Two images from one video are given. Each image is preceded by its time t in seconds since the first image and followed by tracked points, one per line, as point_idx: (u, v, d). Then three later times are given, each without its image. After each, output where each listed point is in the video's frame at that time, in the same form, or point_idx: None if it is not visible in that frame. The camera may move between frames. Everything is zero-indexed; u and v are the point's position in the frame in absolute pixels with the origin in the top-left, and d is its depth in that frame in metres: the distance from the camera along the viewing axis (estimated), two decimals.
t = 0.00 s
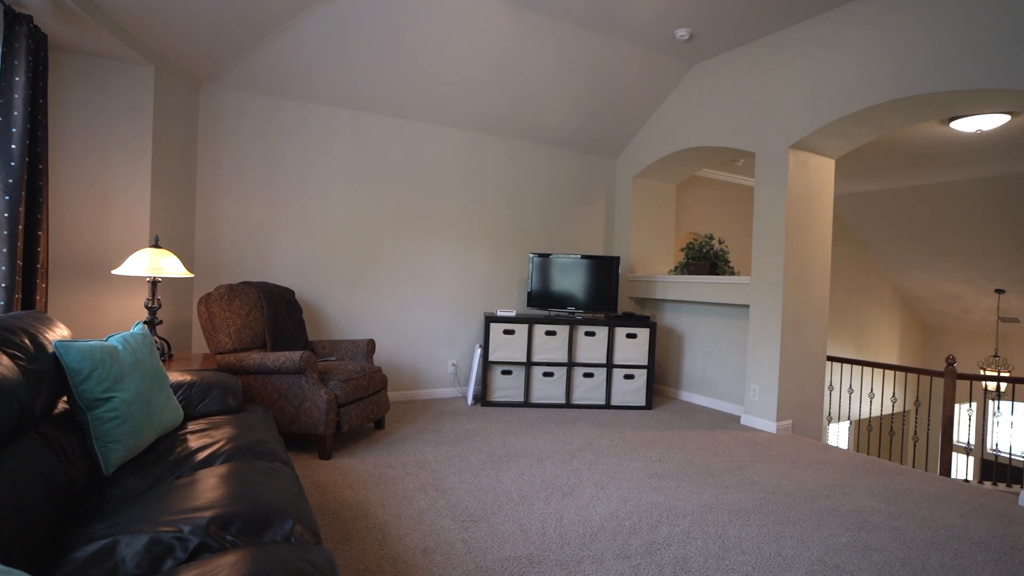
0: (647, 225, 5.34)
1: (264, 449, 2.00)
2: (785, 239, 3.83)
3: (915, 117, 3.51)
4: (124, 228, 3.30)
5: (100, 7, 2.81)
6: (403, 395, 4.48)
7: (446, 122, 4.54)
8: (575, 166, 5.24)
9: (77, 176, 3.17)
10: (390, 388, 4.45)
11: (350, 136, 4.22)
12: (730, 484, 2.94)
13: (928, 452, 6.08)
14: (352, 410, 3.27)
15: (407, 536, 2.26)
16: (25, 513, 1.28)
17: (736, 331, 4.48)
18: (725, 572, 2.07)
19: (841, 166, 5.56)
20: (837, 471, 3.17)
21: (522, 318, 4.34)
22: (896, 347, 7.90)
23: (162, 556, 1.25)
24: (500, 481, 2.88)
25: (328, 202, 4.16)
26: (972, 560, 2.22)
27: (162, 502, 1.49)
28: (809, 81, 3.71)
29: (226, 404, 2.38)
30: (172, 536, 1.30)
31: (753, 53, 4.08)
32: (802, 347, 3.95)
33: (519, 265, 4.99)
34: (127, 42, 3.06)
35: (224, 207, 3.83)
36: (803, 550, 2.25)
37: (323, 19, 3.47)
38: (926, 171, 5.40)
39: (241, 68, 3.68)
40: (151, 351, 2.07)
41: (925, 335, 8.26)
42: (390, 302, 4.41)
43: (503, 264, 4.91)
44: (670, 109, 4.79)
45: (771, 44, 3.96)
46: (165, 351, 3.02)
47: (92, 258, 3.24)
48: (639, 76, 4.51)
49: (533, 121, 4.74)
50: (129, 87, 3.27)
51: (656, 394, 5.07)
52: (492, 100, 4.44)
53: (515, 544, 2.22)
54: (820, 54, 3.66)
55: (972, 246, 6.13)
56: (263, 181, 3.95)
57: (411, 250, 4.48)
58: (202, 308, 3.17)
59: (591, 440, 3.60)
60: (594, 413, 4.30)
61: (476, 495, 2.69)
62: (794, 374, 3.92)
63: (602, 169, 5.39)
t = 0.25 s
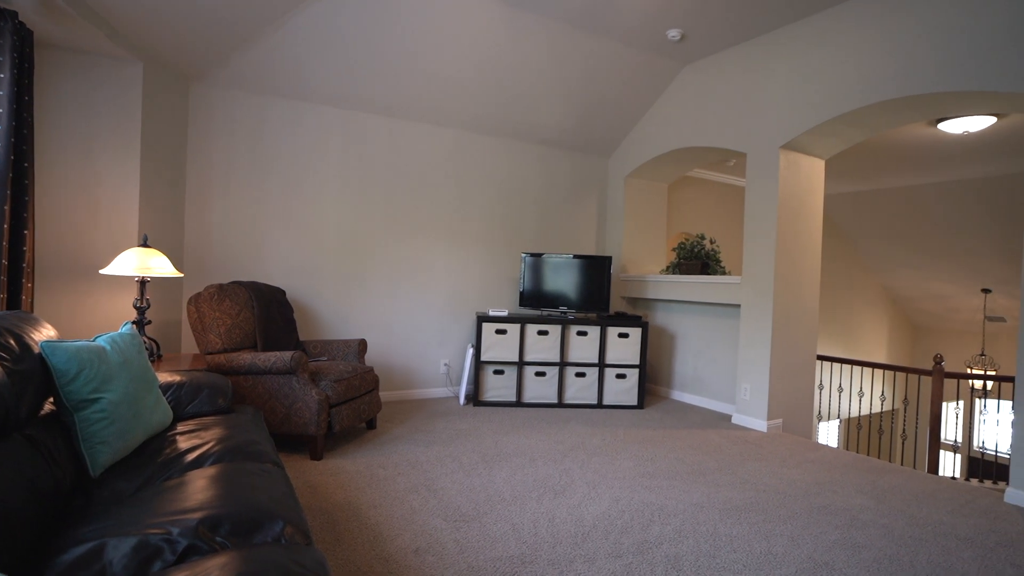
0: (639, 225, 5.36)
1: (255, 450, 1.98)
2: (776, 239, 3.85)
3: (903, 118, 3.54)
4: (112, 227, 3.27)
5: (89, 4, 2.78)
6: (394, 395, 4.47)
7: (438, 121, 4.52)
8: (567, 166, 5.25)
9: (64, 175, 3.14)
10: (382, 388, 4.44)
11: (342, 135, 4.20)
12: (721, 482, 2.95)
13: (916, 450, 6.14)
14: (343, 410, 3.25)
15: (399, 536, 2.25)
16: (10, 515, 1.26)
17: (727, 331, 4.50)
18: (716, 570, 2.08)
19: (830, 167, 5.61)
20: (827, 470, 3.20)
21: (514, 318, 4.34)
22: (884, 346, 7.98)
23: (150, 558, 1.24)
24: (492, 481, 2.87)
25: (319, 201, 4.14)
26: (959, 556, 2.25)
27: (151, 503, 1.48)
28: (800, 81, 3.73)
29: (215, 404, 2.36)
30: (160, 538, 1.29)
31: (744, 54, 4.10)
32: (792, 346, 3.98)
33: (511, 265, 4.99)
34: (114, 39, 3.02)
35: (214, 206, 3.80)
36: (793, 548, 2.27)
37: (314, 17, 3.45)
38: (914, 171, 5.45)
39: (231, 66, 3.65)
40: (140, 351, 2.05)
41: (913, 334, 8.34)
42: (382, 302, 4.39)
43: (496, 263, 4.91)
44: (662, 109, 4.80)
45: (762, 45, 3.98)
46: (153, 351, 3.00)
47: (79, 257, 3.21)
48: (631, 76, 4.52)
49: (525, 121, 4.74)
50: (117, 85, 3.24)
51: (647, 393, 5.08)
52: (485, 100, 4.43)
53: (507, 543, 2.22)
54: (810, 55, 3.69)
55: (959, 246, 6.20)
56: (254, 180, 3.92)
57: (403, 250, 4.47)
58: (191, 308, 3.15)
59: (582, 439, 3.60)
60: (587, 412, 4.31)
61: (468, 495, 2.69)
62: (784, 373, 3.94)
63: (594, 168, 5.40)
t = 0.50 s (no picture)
0: (632, 225, 5.37)
1: (246, 451, 1.97)
2: (767, 239, 3.87)
3: (893, 119, 3.57)
4: (101, 226, 3.23)
5: None
6: (387, 395, 4.45)
7: (431, 120, 4.51)
8: (560, 166, 5.25)
9: (52, 173, 3.10)
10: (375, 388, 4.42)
11: (334, 134, 4.19)
12: (713, 481, 2.96)
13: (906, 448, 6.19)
14: (336, 410, 3.24)
15: (392, 537, 2.24)
16: None
17: (719, 330, 4.52)
18: (709, 568, 2.08)
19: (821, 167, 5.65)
20: (818, 468, 3.22)
21: (507, 318, 4.34)
22: (874, 345, 8.04)
23: (140, 560, 1.23)
24: (486, 480, 2.87)
25: (312, 201, 4.12)
26: (947, 553, 2.27)
27: (141, 505, 1.47)
28: (791, 83, 3.76)
29: (206, 405, 2.34)
30: (150, 540, 1.28)
31: (736, 55, 4.12)
32: (784, 345, 4.00)
33: (504, 265, 4.99)
34: (103, 36, 2.99)
35: (205, 205, 3.77)
36: (785, 546, 2.28)
37: (306, 15, 3.44)
38: (904, 172, 5.50)
39: (222, 64, 3.63)
40: (129, 351, 2.03)
41: (902, 334, 8.42)
42: (375, 302, 4.38)
43: (489, 263, 4.90)
44: (655, 110, 4.82)
45: (754, 46, 4.00)
46: (143, 351, 2.97)
47: (67, 256, 3.17)
48: (624, 76, 4.53)
49: (519, 120, 4.74)
50: (106, 82, 3.21)
51: (640, 393, 5.10)
52: (478, 99, 4.43)
53: (500, 543, 2.22)
54: (802, 56, 3.71)
55: (948, 247, 6.26)
56: (245, 179, 3.89)
57: (396, 250, 4.46)
58: (182, 308, 3.12)
59: (575, 439, 3.61)
60: (580, 411, 4.32)
61: (461, 495, 2.69)
62: (776, 372, 3.96)
63: (587, 168, 5.41)
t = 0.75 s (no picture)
0: (625, 225, 5.38)
1: (238, 452, 1.95)
2: (760, 239, 3.89)
3: (884, 121, 3.60)
4: (91, 225, 3.20)
5: None
6: (381, 395, 4.43)
7: (424, 120, 4.50)
8: (553, 166, 5.25)
9: (40, 171, 3.06)
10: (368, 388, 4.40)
11: (327, 133, 4.16)
12: (706, 480, 2.97)
13: (896, 447, 6.25)
14: (328, 411, 3.22)
15: (385, 537, 2.24)
16: None
17: (712, 330, 4.54)
18: (702, 567, 2.09)
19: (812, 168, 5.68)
20: (810, 467, 3.24)
21: (500, 318, 4.33)
22: (865, 345, 8.11)
23: (129, 563, 1.22)
24: (480, 481, 2.87)
25: (304, 200, 4.10)
26: (936, 550, 2.29)
27: (130, 507, 1.45)
28: (783, 84, 3.78)
29: (197, 406, 2.32)
30: (139, 542, 1.26)
31: (729, 55, 4.14)
32: (776, 345, 4.02)
33: (498, 265, 4.98)
34: (92, 33, 2.96)
35: (196, 203, 3.74)
36: (777, 544, 2.29)
37: (299, 13, 3.42)
38: (894, 173, 5.55)
39: (214, 62, 3.60)
40: (118, 352, 2.00)
41: (893, 333, 8.49)
42: (368, 302, 4.36)
43: (482, 263, 4.90)
44: (648, 110, 4.83)
45: (747, 47, 4.02)
46: (133, 352, 2.94)
47: (56, 256, 3.14)
48: (618, 76, 4.54)
49: (512, 120, 4.74)
50: (96, 80, 3.17)
51: (634, 392, 5.11)
52: (471, 98, 4.42)
53: (494, 543, 2.22)
54: (794, 58, 3.74)
55: (937, 247, 6.32)
56: (237, 177, 3.87)
57: (389, 249, 4.44)
58: (173, 308, 3.09)
59: (569, 438, 3.61)
60: (573, 411, 4.32)
61: (454, 495, 2.68)
62: (768, 371, 3.99)
63: (580, 168, 5.41)
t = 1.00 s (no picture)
0: (618, 225, 5.39)
1: (229, 453, 1.94)
2: (751, 239, 3.92)
3: (873, 122, 3.63)
4: (79, 225, 3.17)
5: None
6: (373, 395, 4.42)
7: (416, 119, 4.49)
8: (546, 166, 5.26)
9: (27, 169, 3.03)
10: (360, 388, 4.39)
11: (318, 133, 4.15)
12: (698, 479, 2.99)
13: (885, 445, 6.30)
14: (320, 411, 3.21)
15: (377, 538, 2.23)
16: None
17: (704, 330, 4.56)
18: (694, 566, 2.10)
19: (803, 169, 5.73)
20: (800, 465, 3.27)
21: (493, 318, 4.33)
22: (855, 344, 8.18)
23: (118, 566, 1.20)
24: (472, 481, 2.86)
25: (296, 199, 4.08)
26: (925, 547, 2.31)
27: (119, 509, 1.44)
28: (774, 85, 3.81)
29: (187, 406, 2.31)
30: (128, 544, 1.25)
31: (721, 57, 4.16)
32: (767, 344, 4.05)
33: (490, 265, 4.98)
34: (80, 30, 2.93)
35: (186, 203, 3.71)
36: (768, 542, 2.31)
37: (290, 12, 3.40)
38: (883, 174, 5.60)
39: (204, 60, 3.57)
40: (107, 352, 1.98)
41: (882, 332, 8.57)
42: (360, 302, 4.34)
43: (475, 263, 4.89)
44: (640, 110, 4.85)
45: (738, 49, 4.04)
46: (121, 352, 2.91)
47: (43, 255, 3.10)
48: (610, 77, 4.55)
49: (504, 120, 4.74)
50: (84, 77, 3.14)
51: (626, 392, 5.12)
52: (463, 98, 4.42)
53: (486, 543, 2.22)
54: (785, 59, 3.76)
55: (926, 247, 6.39)
56: (227, 177, 3.84)
57: (381, 249, 4.43)
58: (162, 308, 3.06)
59: (561, 438, 3.62)
60: (565, 411, 4.33)
61: (447, 495, 2.68)
62: (759, 371, 4.01)
63: (573, 168, 5.42)
